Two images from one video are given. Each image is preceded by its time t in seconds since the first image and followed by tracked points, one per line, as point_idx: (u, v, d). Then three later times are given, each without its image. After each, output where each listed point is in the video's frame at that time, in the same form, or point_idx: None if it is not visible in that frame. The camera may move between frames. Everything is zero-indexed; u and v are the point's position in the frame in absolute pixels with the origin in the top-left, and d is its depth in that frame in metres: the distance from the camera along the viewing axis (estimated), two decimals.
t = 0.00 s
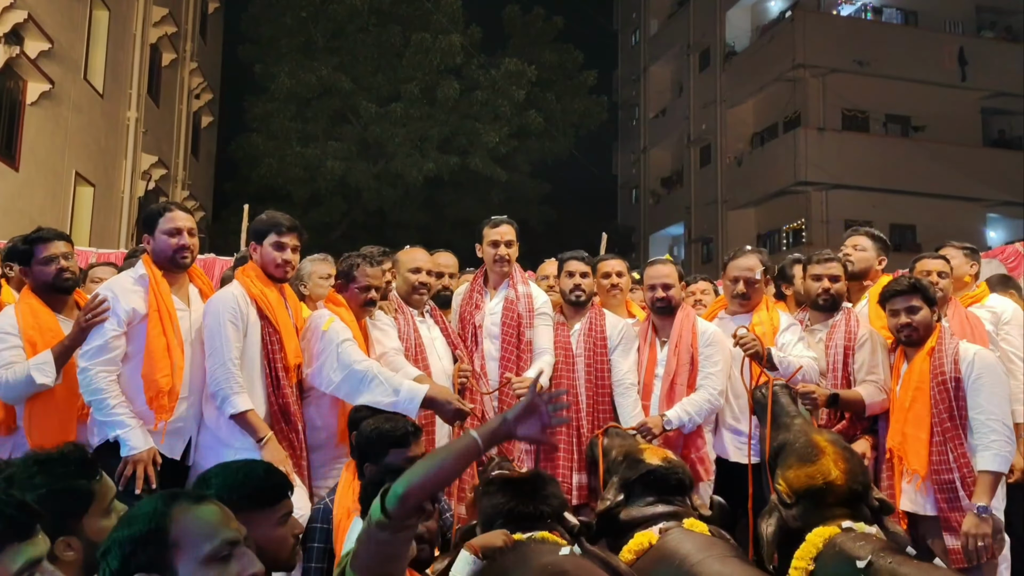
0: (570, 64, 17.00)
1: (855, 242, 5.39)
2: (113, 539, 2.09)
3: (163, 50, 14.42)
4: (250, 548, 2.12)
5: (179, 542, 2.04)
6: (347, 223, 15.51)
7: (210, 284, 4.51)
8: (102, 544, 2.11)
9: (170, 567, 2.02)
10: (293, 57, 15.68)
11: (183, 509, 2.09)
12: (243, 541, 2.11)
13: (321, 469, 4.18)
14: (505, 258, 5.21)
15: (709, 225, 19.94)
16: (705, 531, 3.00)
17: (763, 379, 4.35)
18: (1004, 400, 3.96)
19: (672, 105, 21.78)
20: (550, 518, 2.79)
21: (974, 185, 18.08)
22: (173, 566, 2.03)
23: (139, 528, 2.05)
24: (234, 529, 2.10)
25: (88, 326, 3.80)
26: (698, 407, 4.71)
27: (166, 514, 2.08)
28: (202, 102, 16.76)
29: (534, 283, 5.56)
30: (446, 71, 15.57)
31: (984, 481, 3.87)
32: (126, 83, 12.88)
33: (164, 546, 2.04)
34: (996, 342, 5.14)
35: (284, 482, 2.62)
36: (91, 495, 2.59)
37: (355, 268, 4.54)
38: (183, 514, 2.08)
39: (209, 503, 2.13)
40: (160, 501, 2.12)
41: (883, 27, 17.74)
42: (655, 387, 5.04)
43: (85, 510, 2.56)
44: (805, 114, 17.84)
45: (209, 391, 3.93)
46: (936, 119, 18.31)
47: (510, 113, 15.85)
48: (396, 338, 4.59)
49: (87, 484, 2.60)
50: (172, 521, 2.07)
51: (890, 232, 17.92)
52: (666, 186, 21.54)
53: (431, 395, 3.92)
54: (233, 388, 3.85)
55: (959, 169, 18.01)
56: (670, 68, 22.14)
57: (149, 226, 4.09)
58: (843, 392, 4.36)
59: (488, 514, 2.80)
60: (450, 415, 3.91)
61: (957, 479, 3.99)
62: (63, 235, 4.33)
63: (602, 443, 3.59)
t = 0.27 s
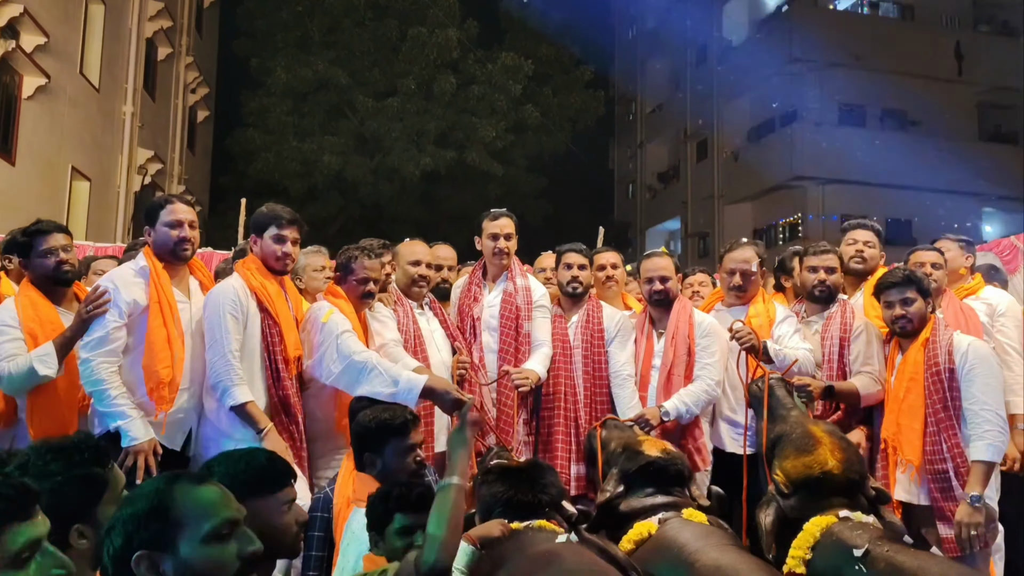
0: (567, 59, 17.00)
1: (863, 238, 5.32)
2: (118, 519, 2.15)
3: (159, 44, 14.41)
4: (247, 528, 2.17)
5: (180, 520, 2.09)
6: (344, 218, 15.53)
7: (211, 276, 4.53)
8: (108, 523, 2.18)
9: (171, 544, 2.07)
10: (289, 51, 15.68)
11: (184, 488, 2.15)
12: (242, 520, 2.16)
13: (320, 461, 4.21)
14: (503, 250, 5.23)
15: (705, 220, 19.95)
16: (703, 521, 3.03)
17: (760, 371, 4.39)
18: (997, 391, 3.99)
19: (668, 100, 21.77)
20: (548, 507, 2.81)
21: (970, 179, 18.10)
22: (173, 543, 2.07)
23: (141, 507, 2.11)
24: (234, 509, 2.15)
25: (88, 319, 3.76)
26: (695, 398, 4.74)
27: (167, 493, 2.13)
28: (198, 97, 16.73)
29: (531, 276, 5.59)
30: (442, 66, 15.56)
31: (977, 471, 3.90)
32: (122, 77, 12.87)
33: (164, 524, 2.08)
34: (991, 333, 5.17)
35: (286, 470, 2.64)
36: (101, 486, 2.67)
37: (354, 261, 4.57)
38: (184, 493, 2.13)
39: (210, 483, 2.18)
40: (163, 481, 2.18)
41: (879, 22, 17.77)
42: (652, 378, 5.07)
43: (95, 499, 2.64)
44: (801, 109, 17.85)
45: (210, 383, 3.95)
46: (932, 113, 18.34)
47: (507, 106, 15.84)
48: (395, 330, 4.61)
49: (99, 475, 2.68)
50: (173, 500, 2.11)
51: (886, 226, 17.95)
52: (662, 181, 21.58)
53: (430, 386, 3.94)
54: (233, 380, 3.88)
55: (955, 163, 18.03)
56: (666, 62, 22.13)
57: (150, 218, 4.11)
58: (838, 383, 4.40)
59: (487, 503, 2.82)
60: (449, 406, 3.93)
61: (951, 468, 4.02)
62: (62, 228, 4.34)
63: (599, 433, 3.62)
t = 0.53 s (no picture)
0: (561, 53, 17.01)
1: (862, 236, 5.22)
2: (121, 504, 2.21)
3: (153, 37, 14.38)
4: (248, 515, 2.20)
5: (180, 504, 2.13)
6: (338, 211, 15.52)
7: (208, 269, 4.56)
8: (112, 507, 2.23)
9: (172, 528, 2.11)
10: (283, 45, 15.67)
11: (187, 474, 2.20)
12: (243, 507, 2.18)
13: (317, 452, 4.25)
14: (499, 244, 5.28)
15: (700, 214, 20.00)
16: (696, 511, 3.09)
17: (752, 364, 4.45)
18: (986, 383, 4.03)
19: (663, 94, 21.78)
20: (542, 497, 2.85)
21: (963, 174, 18.15)
22: (174, 527, 2.11)
23: (146, 490, 2.16)
24: (235, 495, 2.18)
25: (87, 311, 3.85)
26: (688, 390, 4.80)
27: (170, 478, 2.18)
28: (192, 90, 16.72)
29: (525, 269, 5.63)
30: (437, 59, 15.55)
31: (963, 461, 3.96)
32: (116, 69, 12.85)
33: (166, 508, 2.13)
34: (981, 326, 5.23)
35: (284, 460, 2.67)
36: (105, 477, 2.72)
37: (350, 255, 4.62)
38: (185, 479, 2.18)
39: (211, 468, 2.23)
40: (166, 467, 2.23)
41: (873, 16, 17.83)
42: (645, 370, 5.13)
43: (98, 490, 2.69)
44: (795, 103, 17.90)
45: (208, 374, 3.99)
46: (925, 108, 18.39)
47: (501, 100, 15.84)
48: (391, 322, 4.65)
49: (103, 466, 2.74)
50: (175, 485, 2.16)
51: (879, 221, 18.00)
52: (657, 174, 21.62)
53: (426, 378, 3.99)
54: (232, 371, 3.92)
55: (948, 157, 18.09)
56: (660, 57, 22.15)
57: (148, 211, 4.14)
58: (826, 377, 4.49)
59: (482, 493, 2.87)
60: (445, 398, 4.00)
61: (938, 459, 4.08)
62: (61, 222, 4.38)
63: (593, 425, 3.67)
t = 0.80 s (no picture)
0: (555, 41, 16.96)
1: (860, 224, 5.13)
2: (118, 484, 2.23)
3: (144, 23, 14.28)
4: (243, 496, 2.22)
5: (176, 485, 2.15)
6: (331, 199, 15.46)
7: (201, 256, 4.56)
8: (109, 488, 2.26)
9: (168, 509, 2.13)
10: (276, 32, 15.59)
11: (183, 454, 2.23)
12: (238, 488, 2.21)
13: (310, 438, 4.27)
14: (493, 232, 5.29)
15: (693, 203, 20.01)
16: (687, 496, 3.12)
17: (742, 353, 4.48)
18: (972, 370, 4.10)
19: (657, 83, 21.72)
20: (533, 482, 2.87)
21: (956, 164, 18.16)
22: (169, 507, 2.13)
23: (141, 471, 2.19)
24: (229, 475, 2.21)
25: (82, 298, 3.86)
26: (679, 377, 4.83)
27: (165, 461, 2.20)
28: (183, 77, 16.64)
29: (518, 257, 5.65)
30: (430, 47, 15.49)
31: (949, 448, 4.02)
32: (106, 56, 12.77)
33: (161, 488, 2.15)
34: (970, 315, 5.27)
35: (278, 445, 2.70)
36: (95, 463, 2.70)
37: (343, 242, 4.65)
38: (181, 459, 2.20)
39: (206, 450, 2.25)
40: (161, 449, 2.26)
41: (867, 6, 17.82)
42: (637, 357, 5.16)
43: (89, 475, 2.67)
44: (789, 92, 17.90)
45: (202, 360, 4.01)
46: (918, 98, 18.42)
47: (495, 88, 15.78)
48: (383, 309, 4.67)
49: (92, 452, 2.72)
50: (170, 465, 2.18)
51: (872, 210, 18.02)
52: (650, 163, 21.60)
53: (419, 364, 4.01)
54: (226, 357, 3.94)
55: (941, 147, 18.12)
56: (654, 46, 22.11)
57: (139, 197, 4.16)
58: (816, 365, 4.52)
59: (474, 478, 2.90)
60: (438, 384, 4.02)
61: (925, 445, 4.13)
62: (54, 208, 4.36)
63: (584, 413, 3.70)
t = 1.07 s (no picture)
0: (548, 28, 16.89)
1: (857, 211, 5.10)
2: (107, 467, 2.21)
3: (133, 9, 14.19)
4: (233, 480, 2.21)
5: (165, 470, 2.14)
6: (323, 187, 15.41)
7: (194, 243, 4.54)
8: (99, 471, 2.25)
9: (157, 493, 2.13)
10: (266, 18, 15.50)
11: (172, 437, 2.21)
12: (228, 473, 2.20)
13: (304, 425, 4.26)
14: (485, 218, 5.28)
15: (685, 191, 20.03)
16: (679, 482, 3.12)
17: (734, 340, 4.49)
18: (963, 355, 4.11)
19: (649, 71, 21.70)
20: (527, 468, 2.88)
21: (949, 151, 18.18)
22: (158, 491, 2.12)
23: (130, 455, 2.17)
24: (218, 459, 2.20)
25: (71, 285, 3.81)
26: (671, 362, 4.83)
27: (154, 445, 2.19)
28: (174, 64, 16.54)
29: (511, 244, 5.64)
30: (423, 34, 15.42)
31: (940, 433, 4.05)
32: (96, 42, 12.68)
33: (151, 472, 2.14)
34: (962, 302, 5.28)
35: (269, 432, 2.69)
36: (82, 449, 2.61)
37: (334, 228, 4.64)
38: (171, 443, 2.19)
39: (196, 434, 2.23)
40: (150, 433, 2.25)
41: None
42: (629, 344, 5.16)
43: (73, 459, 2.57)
44: (781, 80, 17.88)
45: (194, 346, 4.00)
46: (910, 86, 18.42)
47: (488, 76, 15.72)
48: (376, 296, 4.67)
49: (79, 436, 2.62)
50: (159, 449, 2.17)
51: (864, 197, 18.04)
52: (643, 151, 21.60)
53: (411, 352, 4.01)
54: (219, 343, 3.93)
55: (933, 135, 18.13)
56: (647, 34, 22.05)
57: (129, 183, 4.14)
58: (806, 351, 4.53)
59: (467, 465, 2.90)
60: (430, 370, 4.02)
61: (917, 430, 4.15)
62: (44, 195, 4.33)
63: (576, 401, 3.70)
